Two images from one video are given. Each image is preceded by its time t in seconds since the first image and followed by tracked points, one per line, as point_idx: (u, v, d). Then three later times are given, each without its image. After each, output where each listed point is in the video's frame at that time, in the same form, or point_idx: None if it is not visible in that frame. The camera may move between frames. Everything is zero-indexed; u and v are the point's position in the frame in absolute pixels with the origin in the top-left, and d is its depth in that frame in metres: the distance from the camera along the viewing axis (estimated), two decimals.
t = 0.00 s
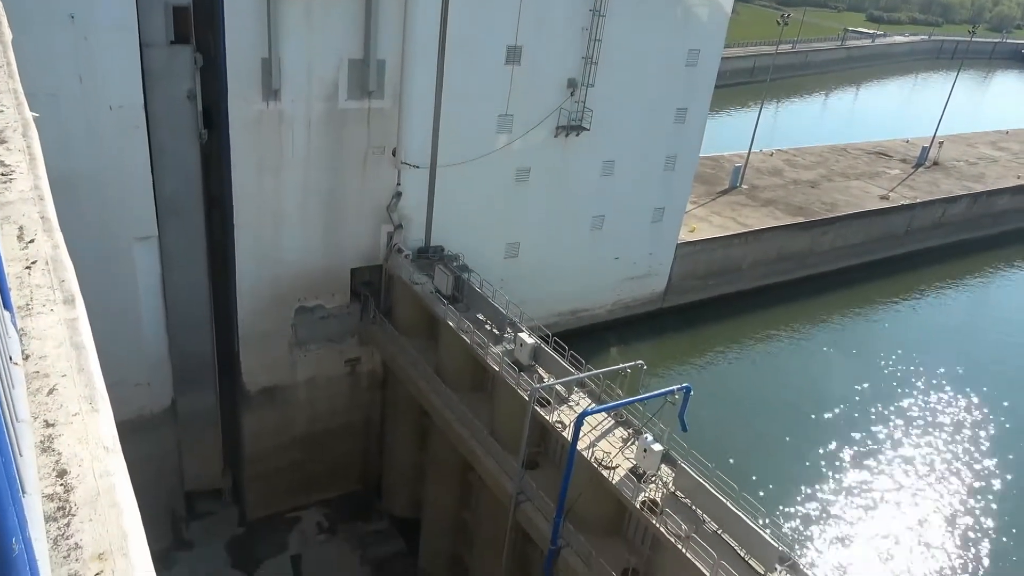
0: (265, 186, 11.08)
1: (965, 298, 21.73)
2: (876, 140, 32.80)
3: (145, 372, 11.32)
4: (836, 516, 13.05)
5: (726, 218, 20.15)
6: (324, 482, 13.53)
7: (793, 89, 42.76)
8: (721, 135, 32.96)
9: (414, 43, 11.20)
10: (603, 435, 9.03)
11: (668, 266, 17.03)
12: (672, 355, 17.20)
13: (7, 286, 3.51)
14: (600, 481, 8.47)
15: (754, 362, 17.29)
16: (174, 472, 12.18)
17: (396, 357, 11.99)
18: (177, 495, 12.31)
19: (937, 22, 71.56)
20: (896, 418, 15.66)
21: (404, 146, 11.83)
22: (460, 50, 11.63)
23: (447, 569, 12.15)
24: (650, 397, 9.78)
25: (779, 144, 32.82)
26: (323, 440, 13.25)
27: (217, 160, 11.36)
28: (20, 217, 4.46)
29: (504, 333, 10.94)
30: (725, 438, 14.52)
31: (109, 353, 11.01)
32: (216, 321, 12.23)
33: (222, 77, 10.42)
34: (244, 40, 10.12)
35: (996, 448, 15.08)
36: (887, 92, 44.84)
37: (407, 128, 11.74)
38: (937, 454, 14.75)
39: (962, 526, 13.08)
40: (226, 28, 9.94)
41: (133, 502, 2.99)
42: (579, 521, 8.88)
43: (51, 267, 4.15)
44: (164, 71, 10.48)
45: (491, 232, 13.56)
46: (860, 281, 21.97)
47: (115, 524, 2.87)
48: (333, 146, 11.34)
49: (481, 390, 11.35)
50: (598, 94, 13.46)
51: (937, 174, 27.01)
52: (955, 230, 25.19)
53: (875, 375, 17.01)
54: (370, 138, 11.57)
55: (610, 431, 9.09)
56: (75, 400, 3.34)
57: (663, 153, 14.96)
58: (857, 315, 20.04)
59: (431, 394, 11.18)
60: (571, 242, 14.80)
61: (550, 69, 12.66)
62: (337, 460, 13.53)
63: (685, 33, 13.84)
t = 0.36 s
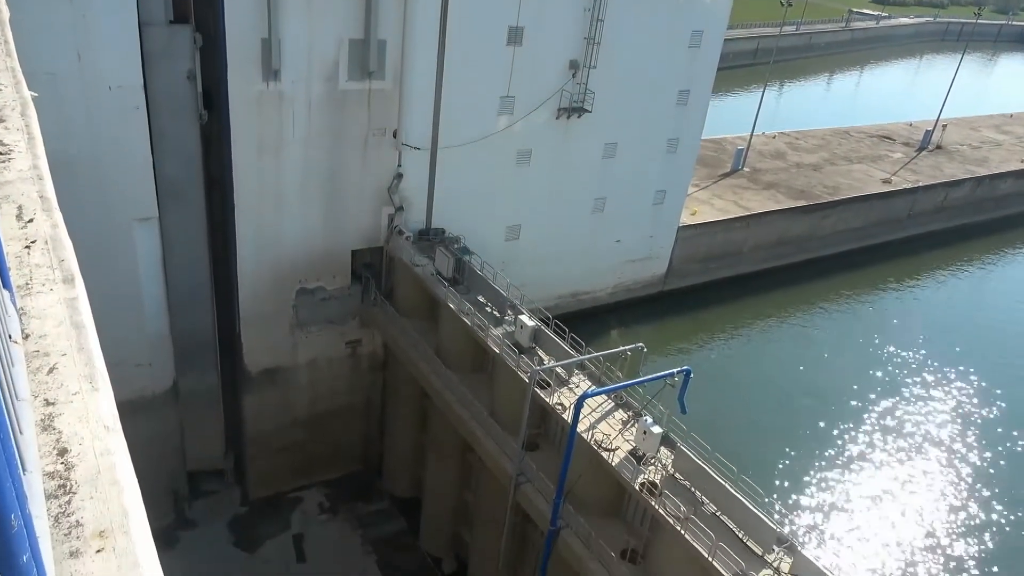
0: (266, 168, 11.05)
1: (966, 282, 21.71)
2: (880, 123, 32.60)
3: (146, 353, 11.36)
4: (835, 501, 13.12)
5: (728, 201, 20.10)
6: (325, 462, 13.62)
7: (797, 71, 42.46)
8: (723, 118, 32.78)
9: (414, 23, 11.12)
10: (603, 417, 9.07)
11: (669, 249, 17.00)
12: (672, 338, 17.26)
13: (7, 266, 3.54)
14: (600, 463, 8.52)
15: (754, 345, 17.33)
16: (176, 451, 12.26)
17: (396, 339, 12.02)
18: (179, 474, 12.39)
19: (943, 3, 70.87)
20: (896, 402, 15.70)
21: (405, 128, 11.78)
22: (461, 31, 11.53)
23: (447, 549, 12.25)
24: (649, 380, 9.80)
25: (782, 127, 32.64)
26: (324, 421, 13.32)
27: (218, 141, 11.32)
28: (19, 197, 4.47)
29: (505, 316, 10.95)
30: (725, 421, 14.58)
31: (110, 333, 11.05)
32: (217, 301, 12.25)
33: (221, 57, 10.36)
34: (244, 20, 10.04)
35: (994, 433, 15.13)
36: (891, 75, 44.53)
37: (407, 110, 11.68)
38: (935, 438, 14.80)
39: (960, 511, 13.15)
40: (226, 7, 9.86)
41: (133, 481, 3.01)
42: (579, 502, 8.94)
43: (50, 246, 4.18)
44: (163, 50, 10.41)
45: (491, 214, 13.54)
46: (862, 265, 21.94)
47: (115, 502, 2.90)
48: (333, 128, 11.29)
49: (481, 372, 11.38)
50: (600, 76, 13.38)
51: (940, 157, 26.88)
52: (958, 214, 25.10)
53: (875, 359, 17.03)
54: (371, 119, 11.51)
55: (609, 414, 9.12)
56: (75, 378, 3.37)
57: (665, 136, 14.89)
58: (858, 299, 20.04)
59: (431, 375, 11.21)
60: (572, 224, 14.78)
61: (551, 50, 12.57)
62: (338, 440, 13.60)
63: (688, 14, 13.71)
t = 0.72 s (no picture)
0: (266, 151, 11.01)
1: (967, 268, 21.68)
2: (883, 108, 32.43)
3: (148, 336, 11.39)
4: (835, 487, 13.14)
5: (729, 186, 20.05)
6: (327, 446, 13.67)
7: (800, 55, 42.18)
8: (725, 102, 32.63)
9: (415, 5, 11.02)
10: (603, 401, 9.09)
11: (670, 234, 16.98)
12: (673, 323, 17.29)
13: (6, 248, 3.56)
14: (600, 447, 8.54)
15: (755, 330, 17.35)
16: (178, 435, 12.30)
17: (397, 322, 12.03)
18: (181, 457, 12.44)
19: None
20: (896, 387, 15.73)
21: (406, 111, 11.72)
22: (463, 13, 11.44)
23: (448, 532, 12.32)
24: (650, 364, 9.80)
25: (784, 111, 32.49)
26: (325, 405, 13.37)
27: (218, 124, 11.27)
28: (18, 178, 4.48)
29: (506, 300, 10.95)
30: (725, 406, 14.63)
31: (111, 316, 11.06)
32: (219, 285, 12.26)
33: (221, 39, 10.29)
34: (243, 1, 9.96)
35: (993, 418, 15.18)
36: (895, 59, 44.22)
37: (408, 93, 11.61)
38: (935, 424, 14.84)
39: (959, 496, 13.21)
40: None
41: (134, 462, 3.04)
42: (579, 486, 8.98)
43: (50, 228, 4.19)
44: (162, 32, 10.34)
45: (493, 199, 13.51)
46: (863, 251, 21.90)
47: (116, 482, 2.92)
48: (334, 111, 11.23)
49: (482, 357, 11.39)
50: (603, 60, 13.29)
51: (943, 143, 26.75)
52: (960, 200, 25.02)
53: (876, 344, 17.04)
54: (371, 102, 11.45)
55: (610, 398, 9.14)
56: (75, 360, 3.39)
57: (667, 120, 14.82)
58: (859, 284, 20.02)
59: (432, 359, 11.23)
60: (573, 209, 14.75)
61: (553, 33, 12.48)
62: (340, 423, 13.65)
63: None
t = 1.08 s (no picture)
0: (264, 133, 10.95)
1: (966, 254, 21.65)
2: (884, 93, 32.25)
3: (147, 319, 11.40)
4: (833, 472, 13.21)
5: (729, 170, 20.00)
6: (326, 429, 13.72)
7: (802, 39, 41.89)
8: (726, 86, 32.45)
9: None
10: (601, 385, 9.10)
11: (670, 218, 16.95)
12: (672, 308, 17.31)
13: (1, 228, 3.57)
14: (598, 431, 8.57)
15: (753, 315, 17.37)
16: (178, 417, 12.34)
17: (396, 306, 12.03)
18: (181, 440, 12.49)
19: None
20: (893, 373, 15.77)
21: (405, 93, 11.64)
22: None
23: (447, 514, 12.39)
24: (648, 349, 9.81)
25: (785, 95, 32.34)
26: (325, 388, 13.41)
27: (216, 105, 11.20)
28: (15, 159, 4.48)
29: (505, 284, 10.94)
30: (723, 391, 14.67)
31: (109, 298, 11.05)
32: (217, 268, 12.25)
33: (219, 20, 10.20)
34: None
35: (990, 404, 15.23)
36: (897, 44, 43.91)
37: (407, 75, 11.53)
38: (932, 409, 14.90)
39: (955, 481, 13.28)
40: None
41: (131, 442, 3.05)
42: (577, 470, 9.02)
43: (46, 209, 4.19)
44: (159, 12, 10.24)
45: (492, 183, 13.46)
46: (863, 237, 21.88)
47: (113, 462, 2.94)
48: (333, 92, 11.16)
49: (481, 341, 11.39)
50: (604, 42, 13.20)
51: (944, 128, 26.62)
52: (961, 186, 24.94)
53: (873, 330, 17.07)
54: (370, 84, 11.38)
55: (607, 383, 9.16)
56: (72, 342, 3.40)
57: (668, 104, 14.74)
58: (858, 270, 20.02)
59: (431, 343, 11.24)
60: (572, 193, 14.71)
61: (554, 15, 12.38)
62: (339, 407, 13.69)
63: None
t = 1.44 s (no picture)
0: (258, 117, 10.88)
1: (959, 240, 21.71)
2: (881, 78, 32.16)
3: (141, 304, 11.39)
4: (825, 457, 13.31)
5: (725, 156, 19.97)
6: (321, 413, 13.75)
7: (799, 24, 41.71)
8: (722, 70, 32.33)
9: None
10: (596, 370, 9.14)
11: (665, 204, 16.96)
12: (666, 293, 17.35)
13: None
14: (592, 416, 8.61)
15: (747, 301, 17.42)
16: (173, 402, 12.37)
17: (391, 291, 12.02)
18: (177, 424, 12.53)
19: None
20: (886, 358, 15.86)
21: (399, 77, 11.57)
22: None
23: (442, 498, 12.46)
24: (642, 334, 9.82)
25: (781, 80, 32.25)
26: (320, 373, 13.44)
27: (209, 89, 11.12)
28: (5, 141, 4.49)
29: (499, 270, 10.93)
30: (716, 376, 14.74)
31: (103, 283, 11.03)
32: (211, 253, 12.23)
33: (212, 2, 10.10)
34: None
35: (981, 390, 15.34)
36: (893, 29, 43.75)
37: (402, 59, 11.46)
38: (924, 395, 14.99)
39: (945, 466, 13.41)
40: None
41: (122, 427, 3.09)
42: (571, 454, 9.06)
43: (37, 193, 4.19)
44: None
45: (487, 167, 13.42)
46: (857, 222, 21.91)
47: (106, 445, 2.99)
48: (327, 76, 11.08)
49: (475, 326, 11.40)
50: (599, 27, 13.13)
51: (939, 114, 26.59)
52: (955, 172, 24.95)
53: (867, 315, 17.14)
54: (365, 68, 11.30)
55: (602, 368, 9.18)
56: (63, 326, 3.44)
57: (663, 89, 14.70)
58: (852, 256, 20.07)
59: (426, 328, 11.25)
60: (567, 178, 14.69)
61: None
62: (334, 391, 13.72)
63: None
